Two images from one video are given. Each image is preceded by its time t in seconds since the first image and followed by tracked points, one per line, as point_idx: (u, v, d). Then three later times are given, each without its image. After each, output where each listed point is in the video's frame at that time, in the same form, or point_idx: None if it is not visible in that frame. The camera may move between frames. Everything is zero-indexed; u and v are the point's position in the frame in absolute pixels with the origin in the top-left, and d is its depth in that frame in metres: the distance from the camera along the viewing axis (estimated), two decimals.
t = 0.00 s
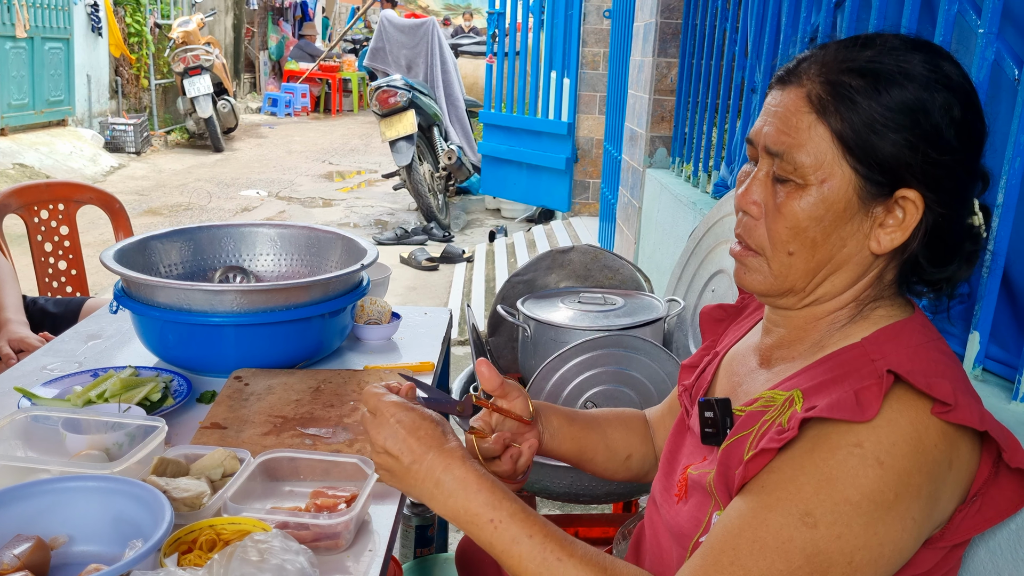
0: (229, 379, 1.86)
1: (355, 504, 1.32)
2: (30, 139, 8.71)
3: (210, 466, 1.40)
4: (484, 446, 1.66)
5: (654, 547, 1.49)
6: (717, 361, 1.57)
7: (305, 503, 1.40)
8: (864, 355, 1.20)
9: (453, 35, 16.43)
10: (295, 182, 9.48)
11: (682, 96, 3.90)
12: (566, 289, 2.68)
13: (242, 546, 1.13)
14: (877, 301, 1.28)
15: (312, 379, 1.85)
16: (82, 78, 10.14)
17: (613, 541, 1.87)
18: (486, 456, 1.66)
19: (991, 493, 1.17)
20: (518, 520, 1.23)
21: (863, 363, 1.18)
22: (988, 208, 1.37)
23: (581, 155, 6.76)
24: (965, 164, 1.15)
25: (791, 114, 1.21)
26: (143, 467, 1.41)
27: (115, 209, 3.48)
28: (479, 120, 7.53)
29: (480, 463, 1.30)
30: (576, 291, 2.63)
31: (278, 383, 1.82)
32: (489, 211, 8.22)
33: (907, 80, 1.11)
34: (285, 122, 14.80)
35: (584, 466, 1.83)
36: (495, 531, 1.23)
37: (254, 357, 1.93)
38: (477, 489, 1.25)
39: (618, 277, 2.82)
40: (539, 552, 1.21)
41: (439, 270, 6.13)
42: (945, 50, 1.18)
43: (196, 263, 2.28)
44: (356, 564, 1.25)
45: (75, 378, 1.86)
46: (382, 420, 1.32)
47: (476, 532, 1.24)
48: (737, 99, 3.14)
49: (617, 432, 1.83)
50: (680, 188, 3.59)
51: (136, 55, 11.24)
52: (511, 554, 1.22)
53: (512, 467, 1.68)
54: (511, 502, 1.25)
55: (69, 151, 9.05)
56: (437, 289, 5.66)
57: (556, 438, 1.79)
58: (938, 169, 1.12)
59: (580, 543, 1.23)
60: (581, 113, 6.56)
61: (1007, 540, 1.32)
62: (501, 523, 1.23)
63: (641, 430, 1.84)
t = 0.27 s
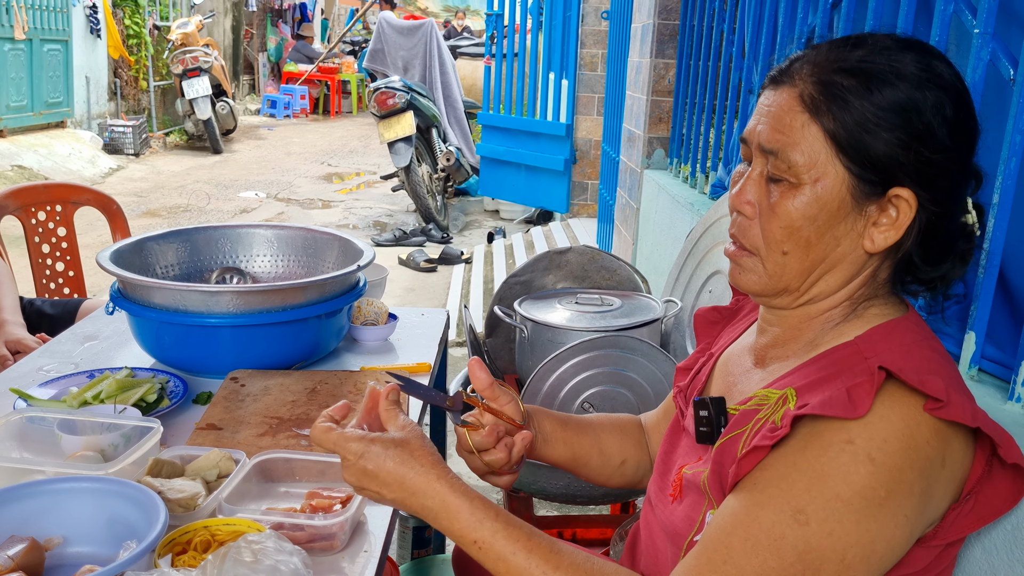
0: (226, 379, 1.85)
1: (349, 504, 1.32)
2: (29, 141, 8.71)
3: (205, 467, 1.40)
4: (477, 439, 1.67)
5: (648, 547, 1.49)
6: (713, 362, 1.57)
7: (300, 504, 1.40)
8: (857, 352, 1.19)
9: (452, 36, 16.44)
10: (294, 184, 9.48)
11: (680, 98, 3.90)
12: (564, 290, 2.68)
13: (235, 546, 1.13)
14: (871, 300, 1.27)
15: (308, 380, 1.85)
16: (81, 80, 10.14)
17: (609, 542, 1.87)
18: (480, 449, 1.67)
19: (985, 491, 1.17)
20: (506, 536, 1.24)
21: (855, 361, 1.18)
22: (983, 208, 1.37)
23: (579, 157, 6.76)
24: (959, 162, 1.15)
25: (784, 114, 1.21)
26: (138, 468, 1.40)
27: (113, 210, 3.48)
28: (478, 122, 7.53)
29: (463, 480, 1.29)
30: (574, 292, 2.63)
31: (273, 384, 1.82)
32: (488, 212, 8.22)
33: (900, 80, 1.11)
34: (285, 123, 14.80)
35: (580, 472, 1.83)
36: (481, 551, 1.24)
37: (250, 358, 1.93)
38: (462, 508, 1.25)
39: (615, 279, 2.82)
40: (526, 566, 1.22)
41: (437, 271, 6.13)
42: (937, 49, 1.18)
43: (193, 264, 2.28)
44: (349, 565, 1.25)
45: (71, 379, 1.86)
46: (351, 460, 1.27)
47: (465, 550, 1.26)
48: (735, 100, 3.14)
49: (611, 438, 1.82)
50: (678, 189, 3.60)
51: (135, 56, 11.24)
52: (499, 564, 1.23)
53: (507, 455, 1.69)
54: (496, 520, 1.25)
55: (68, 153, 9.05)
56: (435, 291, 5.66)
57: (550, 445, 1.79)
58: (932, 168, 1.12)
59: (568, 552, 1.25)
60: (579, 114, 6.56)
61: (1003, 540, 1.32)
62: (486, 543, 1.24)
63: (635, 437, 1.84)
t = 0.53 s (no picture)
0: (222, 380, 1.84)
1: (346, 505, 1.32)
2: (26, 142, 8.70)
3: (201, 467, 1.39)
4: (474, 453, 1.68)
5: (648, 549, 1.48)
6: (711, 362, 1.56)
7: (297, 505, 1.39)
8: (858, 352, 1.19)
9: (450, 36, 16.44)
10: (292, 185, 9.47)
11: (678, 97, 3.90)
12: (562, 289, 2.67)
13: (230, 548, 1.12)
14: (871, 298, 1.27)
15: (305, 380, 1.84)
16: (78, 81, 10.12)
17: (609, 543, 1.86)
18: (477, 463, 1.68)
19: (987, 490, 1.16)
20: (512, 540, 1.22)
21: (856, 361, 1.17)
22: (983, 205, 1.36)
23: (578, 156, 6.76)
24: (959, 159, 1.14)
25: (783, 111, 1.20)
26: (134, 469, 1.40)
27: (110, 210, 3.46)
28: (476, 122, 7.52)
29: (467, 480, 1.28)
30: (572, 291, 2.62)
31: (271, 384, 1.81)
32: (486, 212, 8.21)
33: (899, 75, 1.11)
34: (283, 124, 14.79)
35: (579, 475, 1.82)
36: (488, 554, 1.23)
37: (247, 358, 1.92)
38: (467, 510, 1.24)
39: (614, 278, 2.81)
40: (532, 568, 1.21)
41: (436, 271, 6.12)
42: (936, 45, 1.17)
43: (189, 264, 2.27)
44: (348, 567, 1.24)
45: (67, 380, 1.85)
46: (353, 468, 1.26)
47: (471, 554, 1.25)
48: (733, 98, 3.13)
49: (609, 440, 1.82)
50: (676, 188, 3.59)
51: (133, 57, 11.23)
52: (504, 564, 1.22)
53: (504, 471, 1.70)
54: (502, 524, 1.23)
55: (66, 153, 9.03)
56: (434, 291, 5.65)
57: (549, 447, 1.78)
58: (931, 164, 1.12)
59: (574, 556, 1.23)
60: (577, 114, 6.56)
61: (1004, 539, 1.31)
62: (493, 546, 1.22)
63: (634, 438, 1.83)
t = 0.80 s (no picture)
0: (221, 380, 1.84)
1: (346, 505, 1.32)
2: (25, 143, 8.69)
3: (201, 468, 1.39)
4: (470, 455, 1.68)
5: (647, 549, 1.48)
6: (709, 361, 1.57)
7: (296, 505, 1.39)
8: (856, 351, 1.19)
9: (449, 37, 16.45)
10: (291, 185, 9.46)
11: (676, 96, 3.90)
12: (561, 289, 2.67)
13: (229, 547, 1.12)
14: (867, 297, 1.27)
15: (304, 380, 1.84)
16: (77, 82, 10.12)
17: (608, 543, 1.85)
18: (473, 465, 1.68)
19: (985, 489, 1.16)
20: (508, 531, 1.22)
21: (855, 360, 1.18)
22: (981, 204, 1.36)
23: (577, 156, 6.76)
24: (955, 161, 1.14)
25: (781, 109, 1.20)
26: (133, 469, 1.40)
27: (109, 211, 3.46)
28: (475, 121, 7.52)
29: (464, 472, 1.28)
30: (571, 291, 2.62)
31: (270, 384, 1.81)
32: (485, 212, 8.21)
33: (896, 75, 1.10)
34: (282, 124, 14.79)
35: (577, 474, 1.82)
36: (483, 546, 1.22)
37: (245, 358, 1.92)
38: (464, 501, 1.24)
39: (613, 278, 2.82)
40: (530, 562, 1.20)
41: (435, 271, 6.13)
42: (935, 45, 1.17)
43: (189, 264, 2.27)
44: (347, 567, 1.24)
45: (66, 380, 1.85)
46: (345, 457, 1.25)
47: (467, 546, 1.24)
48: (732, 98, 3.13)
49: (607, 440, 1.82)
50: (675, 188, 3.59)
51: (132, 58, 11.22)
52: (502, 559, 1.21)
53: (498, 475, 1.71)
54: (498, 514, 1.23)
55: (65, 154, 9.03)
56: (433, 291, 5.65)
57: (547, 446, 1.78)
58: (927, 165, 1.12)
59: (571, 550, 1.23)
60: (576, 114, 6.57)
61: (1003, 538, 1.31)
62: (489, 537, 1.22)
63: (632, 438, 1.83)
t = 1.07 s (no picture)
0: (221, 380, 1.84)
1: (345, 505, 1.32)
2: (24, 143, 8.69)
3: (199, 467, 1.39)
4: (465, 455, 1.65)
5: (647, 548, 1.48)
6: (708, 360, 1.57)
7: (295, 504, 1.39)
8: (856, 350, 1.19)
9: (448, 36, 16.44)
10: (290, 185, 9.46)
11: (676, 96, 3.89)
12: (560, 289, 2.67)
13: (228, 547, 1.12)
14: (869, 296, 1.27)
15: (304, 379, 1.84)
16: (76, 82, 10.11)
17: (608, 542, 1.85)
18: (468, 464, 1.65)
19: (985, 488, 1.17)
20: (508, 526, 1.22)
21: (855, 359, 1.18)
22: (980, 203, 1.37)
23: (576, 156, 6.76)
24: (959, 161, 1.15)
25: (784, 109, 1.20)
26: (132, 469, 1.39)
27: (108, 211, 3.46)
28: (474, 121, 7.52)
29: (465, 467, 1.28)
30: (570, 291, 2.62)
31: (269, 384, 1.81)
32: (485, 212, 8.20)
33: (900, 76, 1.11)
34: (281, 124, 14.78)
35: (575, 474, 1.82)
36: (483, 540, 1.22)
37: (245, 359, 1.92)
38: (465, 496, 1.23)
39: (612, 277, 2.82)
40: (529, 560, 1.20)
41: (434, 271, 6.13)
42: (938, 45, 1.17)
43: (188, 264, 2.27)
44: (346, 567, 1.24)
45: (65, 381, 1.85)
46: (347, 448, 1.26)
47: (466, 541, 1.23)
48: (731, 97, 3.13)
49: (605, 439, 1.82)
50: (674, 187, 3.59)
51: (131, 58, 11.21)
52: (501, 557, 1.21)
53: (495, 474, 1.68)
54: (499, 508, 1.23)
55: (64, 155, 9.03)
56: (432, 291, 5.64)
57: (544, 446, 1.78)
58: (931, 165, 1.12)
59: (571, 547, 1.23)
60: (576, 113, 6.56)
61: (1003, 537, 1.31)
62: (489, 531, 1.22)
63: (631, 437, 1.83)
